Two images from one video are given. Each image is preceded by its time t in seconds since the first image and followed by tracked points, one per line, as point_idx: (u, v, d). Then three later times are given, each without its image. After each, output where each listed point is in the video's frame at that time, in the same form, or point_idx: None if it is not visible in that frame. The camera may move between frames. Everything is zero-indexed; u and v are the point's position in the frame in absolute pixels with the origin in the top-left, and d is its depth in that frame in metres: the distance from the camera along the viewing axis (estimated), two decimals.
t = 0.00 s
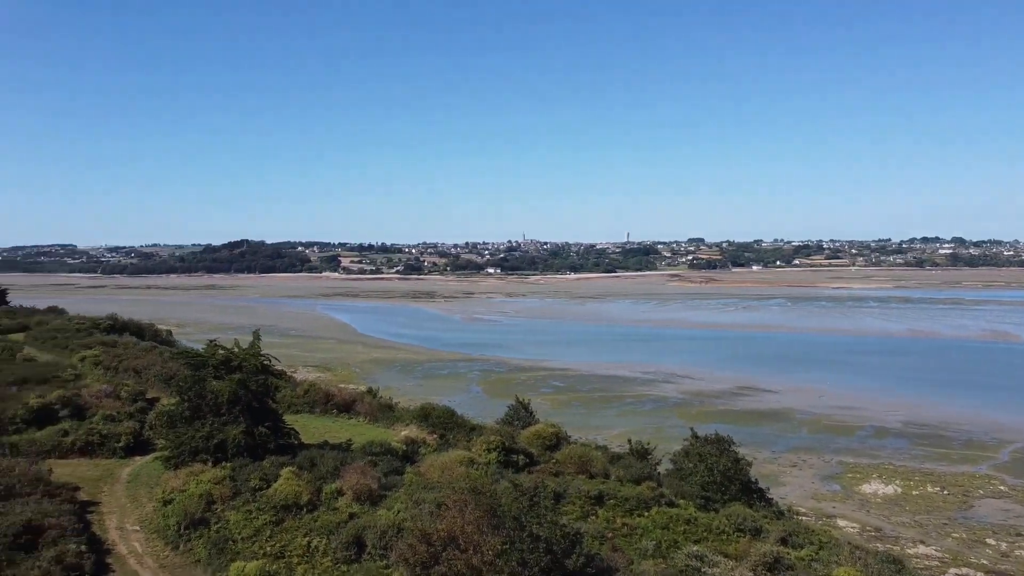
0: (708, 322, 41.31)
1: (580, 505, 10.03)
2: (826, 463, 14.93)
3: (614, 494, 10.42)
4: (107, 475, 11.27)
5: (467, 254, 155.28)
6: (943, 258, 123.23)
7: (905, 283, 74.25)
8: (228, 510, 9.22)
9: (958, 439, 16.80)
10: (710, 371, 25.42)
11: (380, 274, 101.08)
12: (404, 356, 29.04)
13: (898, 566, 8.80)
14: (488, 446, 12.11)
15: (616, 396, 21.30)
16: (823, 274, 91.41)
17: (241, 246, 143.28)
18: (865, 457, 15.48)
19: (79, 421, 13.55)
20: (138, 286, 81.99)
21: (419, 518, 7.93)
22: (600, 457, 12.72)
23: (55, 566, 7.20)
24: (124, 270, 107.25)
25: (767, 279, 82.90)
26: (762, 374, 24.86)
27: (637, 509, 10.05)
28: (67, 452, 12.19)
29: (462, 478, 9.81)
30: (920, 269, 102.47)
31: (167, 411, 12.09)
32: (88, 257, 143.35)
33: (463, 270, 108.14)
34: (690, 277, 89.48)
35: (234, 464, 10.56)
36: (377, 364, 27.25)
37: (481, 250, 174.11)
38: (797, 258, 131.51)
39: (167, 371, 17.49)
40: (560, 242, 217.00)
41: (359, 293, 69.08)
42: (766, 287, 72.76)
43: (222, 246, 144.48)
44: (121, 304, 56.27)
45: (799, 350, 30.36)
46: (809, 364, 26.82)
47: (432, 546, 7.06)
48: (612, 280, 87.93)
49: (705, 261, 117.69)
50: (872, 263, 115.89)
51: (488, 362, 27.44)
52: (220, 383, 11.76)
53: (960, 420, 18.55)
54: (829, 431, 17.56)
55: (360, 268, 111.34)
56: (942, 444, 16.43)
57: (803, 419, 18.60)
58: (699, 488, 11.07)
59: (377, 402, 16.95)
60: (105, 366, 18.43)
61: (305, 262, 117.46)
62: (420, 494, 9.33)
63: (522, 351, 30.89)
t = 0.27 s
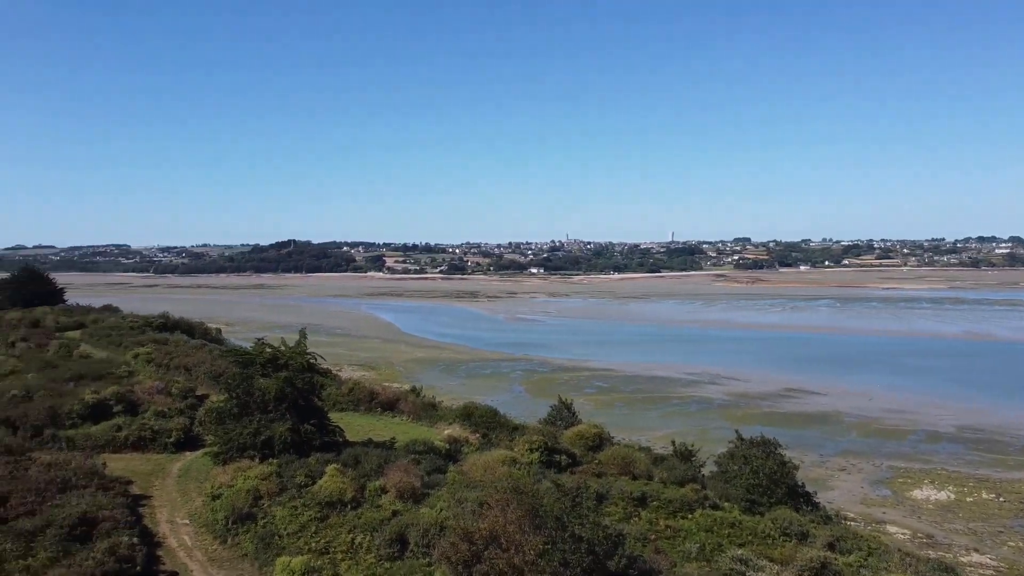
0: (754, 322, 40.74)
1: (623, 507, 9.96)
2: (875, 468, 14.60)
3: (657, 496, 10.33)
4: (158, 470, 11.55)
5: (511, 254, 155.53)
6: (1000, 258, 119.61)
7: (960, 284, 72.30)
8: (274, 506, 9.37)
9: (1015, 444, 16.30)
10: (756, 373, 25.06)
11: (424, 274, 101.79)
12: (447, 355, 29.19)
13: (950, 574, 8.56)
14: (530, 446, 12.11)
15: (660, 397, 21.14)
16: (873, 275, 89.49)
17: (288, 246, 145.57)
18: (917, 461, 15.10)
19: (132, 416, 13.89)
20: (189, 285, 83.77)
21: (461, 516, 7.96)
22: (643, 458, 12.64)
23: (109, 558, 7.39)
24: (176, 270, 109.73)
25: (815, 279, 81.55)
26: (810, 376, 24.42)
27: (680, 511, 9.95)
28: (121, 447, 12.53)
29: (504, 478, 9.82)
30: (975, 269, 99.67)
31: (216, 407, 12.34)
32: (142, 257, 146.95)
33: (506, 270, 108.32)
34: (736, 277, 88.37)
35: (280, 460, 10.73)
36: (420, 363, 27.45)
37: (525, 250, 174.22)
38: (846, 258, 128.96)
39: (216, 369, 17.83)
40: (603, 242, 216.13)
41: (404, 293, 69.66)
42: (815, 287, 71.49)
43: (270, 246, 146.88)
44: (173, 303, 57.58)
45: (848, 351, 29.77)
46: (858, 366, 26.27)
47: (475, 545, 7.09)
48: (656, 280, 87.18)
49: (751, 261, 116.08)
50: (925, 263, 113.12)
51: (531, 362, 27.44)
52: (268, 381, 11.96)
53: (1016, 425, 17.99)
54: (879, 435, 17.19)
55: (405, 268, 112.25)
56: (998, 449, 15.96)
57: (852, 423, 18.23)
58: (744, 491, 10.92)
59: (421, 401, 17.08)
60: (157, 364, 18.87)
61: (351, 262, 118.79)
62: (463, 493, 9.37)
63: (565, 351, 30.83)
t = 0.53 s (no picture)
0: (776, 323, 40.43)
1: (642, 508, 9.93)
2: (899, 470, 14.45)
3: (677, 497, 10.29)
4: (181, 468, 11.67)
5: (531, 254, 155.54)
6: None
7: (985, 284, 71.35)
8: (295, 504, 9.44)
9: None
10: (777, 374, 24.88)
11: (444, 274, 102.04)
12: (467, 355, 29.26)
13: None
14: (549, 447, 12.10)
15: (680, 398, 21.06)
16: (897, 275, 88.55)
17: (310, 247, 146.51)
18: (941, 464, 14.92)
19: (156, 414, 14.05)
20: (212, 285, 84.45)
21: (480, 516, 7.97)
22: (663, 459, 12.59)
23: (133, 554, 7.48)
24: (200, 270, 110.81)
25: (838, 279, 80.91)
26: (833, 377, 24.18)
27: (700, 513, 9.90)
28: (145, 445, 12.67)
29: (523, 478, 9.83)
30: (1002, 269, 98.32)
31: (238, 407, 12.44)
32: (166, 257, 148.53)
33: (526, 270, 108.32)
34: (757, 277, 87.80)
35: (301, 459, 10.80)
36: (440, 362, 27.52)
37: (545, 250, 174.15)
38: (870, 258, 127.69)
39: (238, 367, 18.00)
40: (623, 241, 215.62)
41: (424, 292, 69.89)
42: (838, 288, 70.87)
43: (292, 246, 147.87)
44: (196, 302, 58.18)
45: (871, 352, 29.47)
46: (881, 367, 25.99)
47: (494, 545, 7.10)
48: (677, 280, 86.80)
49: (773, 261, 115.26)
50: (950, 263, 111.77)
51: (551, 362, 27.42)
52: (289, 380, 12.04)
53: None
54: (903, 437, 17.00)
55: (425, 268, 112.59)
56: None
57: (875, 424, 18.04)
58: (765, 493, 10.85)
59: (440, 400, 17.13)
60: (181, 362, 19.07)
61: (372, 262, 119.31)
62: (482, 493, 9.38)
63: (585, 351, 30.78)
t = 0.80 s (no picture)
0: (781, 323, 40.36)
1: (646, 508, 9.92)
2: (903, 471, 14.41)
3: (681, 497, 10.28)
4: (185, 467, 11.69)
5: (535, 254, 155.50)
6: None
7: (991, 284, 71.16)
8: (299, 504, 9.45)
9: None
10: (782, 374, 24.84)
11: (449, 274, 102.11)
12: (471, 355, 29.28)
13: None
14: (553, 447, 12.10)
15: (684, 398, 21.05)
16: (903, 275, 88.38)
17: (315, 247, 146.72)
18: (946, 465, 14.87)
19: (160, 414, 14.09)
20: (217, 285, 84.65)
21: (483, 516, 7.97)
22: (667, 459, 12.58)
23: (136, 553, 7.50)
24: (205, 270, 111.01)
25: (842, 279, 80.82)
26: (837, 378, 24.12)
27: (704, 513, 9.89)
28: (149, 444, 12.71)
29: (527, 478, 9.83)
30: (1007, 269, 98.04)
31: (242, 406, 12.46)
32: (171, 257, 148.83)
33: (531, 269, 108.32)
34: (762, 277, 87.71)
35: (305, 459, 10.81)
36: (444, 362, 27.53)
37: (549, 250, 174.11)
38: (875, 258, 127.46)
39: (243, 367, 18.04)
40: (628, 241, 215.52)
41: (429, 292, 69.93)
42: (843, 288, 70.75)
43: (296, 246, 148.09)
44: (201, 302, 58.34)
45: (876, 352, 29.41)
46: (886, 367, 25.92)
47: (497, 545, 7.09)
48: (681, 280, 86.69)
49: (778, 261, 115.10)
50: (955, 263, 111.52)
51: (555, 362, 27.42)
52: (293, 379, 12.06)
53: None
54: (908, 437, 16.96)
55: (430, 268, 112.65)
56: None
57: (880, 425, 18.00)
58: (769, 494, 10.83)
59: (444, 400, 17.14)
60: (186, 362, 19.12)
61: (376, 262, 119.42)
62: (485, 493, 9.38)
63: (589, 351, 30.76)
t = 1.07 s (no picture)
0: (781, 323, 40.38)
1: (646, 508, 9.92)
2: (903, 471, 14.41)
3: (681, 497, 10.27)
4: (185, 467, 11.69)
5: (536, 254, 155.40)
6: None
7: (992, 285, 71.12)
8: (298, 504, 9.44)
9: None
10: (782, 374, 24.84)
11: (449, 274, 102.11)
12: (471, 355, 29.29)
13: None
14: (553, 446, 12.10)
15: (684, 398, 21.06)
16: (903, 275, 88.38)
17: (315, 247, 146.68)
18: (947, 465, 14.87)
19: (160, 414, 14.09)
20: (217, 285, 84.60)
21: (483, 516, 7.96)
22: (667, 459, 12.59)
23: (136, 553, 7.50)
24: (205, 270, 110.98)
25: (843, 279, 80.85)
26: (838, 378, 24.11)
27: (704, 513, 9.89)
28: (149, 444, 12.71)
29: (527, 478, 9.83)
30: (1008, 270, 97.95)
31: (242, 406, 12.47)
32: (171, 257, 148.76)
33: (531, 269, 108.26)
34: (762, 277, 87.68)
35: (304, 459, 10.81)
36: (444, 362, 27.52)
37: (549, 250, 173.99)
38: (875, 258, 127.45)
39: (243, 367, 18.04)
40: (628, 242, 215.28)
41: (429, 292, 69.90)
42: (842, 288, 70.73)
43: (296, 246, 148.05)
44: (201, 302, 58.34)
45: (876, 353, 29.41)
46: (886, 368, 25.89)
47: (497, 545, 7.09)
48: (681, 280, 86.66)
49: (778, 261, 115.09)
50: (955, 263, 111.58)
51: (555, 362, 27.40)
52: (293, 379, 12.05)
53: None
54: (908, 437, 16.95)
55: (430, 267, 112.60)
56: None
57: (880, 425, 18.00)
58: (769, 493, 10.83)
59: (444, 400, 17.13)
60: (185, 362, 19.12)
61: (376, 262, 119.41)
62: (485, 493, 9.39)
63: (589, 351, 30.74)
